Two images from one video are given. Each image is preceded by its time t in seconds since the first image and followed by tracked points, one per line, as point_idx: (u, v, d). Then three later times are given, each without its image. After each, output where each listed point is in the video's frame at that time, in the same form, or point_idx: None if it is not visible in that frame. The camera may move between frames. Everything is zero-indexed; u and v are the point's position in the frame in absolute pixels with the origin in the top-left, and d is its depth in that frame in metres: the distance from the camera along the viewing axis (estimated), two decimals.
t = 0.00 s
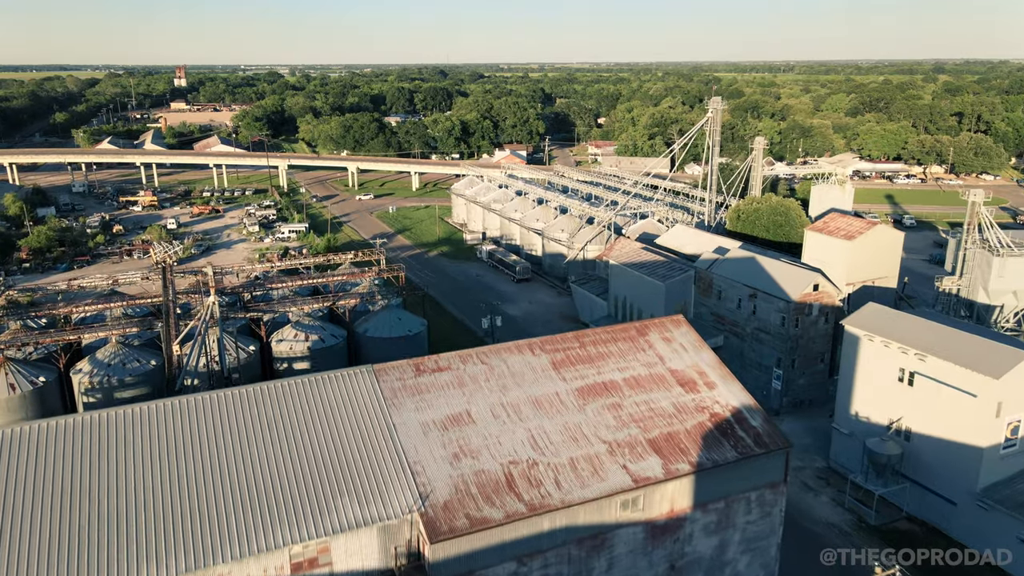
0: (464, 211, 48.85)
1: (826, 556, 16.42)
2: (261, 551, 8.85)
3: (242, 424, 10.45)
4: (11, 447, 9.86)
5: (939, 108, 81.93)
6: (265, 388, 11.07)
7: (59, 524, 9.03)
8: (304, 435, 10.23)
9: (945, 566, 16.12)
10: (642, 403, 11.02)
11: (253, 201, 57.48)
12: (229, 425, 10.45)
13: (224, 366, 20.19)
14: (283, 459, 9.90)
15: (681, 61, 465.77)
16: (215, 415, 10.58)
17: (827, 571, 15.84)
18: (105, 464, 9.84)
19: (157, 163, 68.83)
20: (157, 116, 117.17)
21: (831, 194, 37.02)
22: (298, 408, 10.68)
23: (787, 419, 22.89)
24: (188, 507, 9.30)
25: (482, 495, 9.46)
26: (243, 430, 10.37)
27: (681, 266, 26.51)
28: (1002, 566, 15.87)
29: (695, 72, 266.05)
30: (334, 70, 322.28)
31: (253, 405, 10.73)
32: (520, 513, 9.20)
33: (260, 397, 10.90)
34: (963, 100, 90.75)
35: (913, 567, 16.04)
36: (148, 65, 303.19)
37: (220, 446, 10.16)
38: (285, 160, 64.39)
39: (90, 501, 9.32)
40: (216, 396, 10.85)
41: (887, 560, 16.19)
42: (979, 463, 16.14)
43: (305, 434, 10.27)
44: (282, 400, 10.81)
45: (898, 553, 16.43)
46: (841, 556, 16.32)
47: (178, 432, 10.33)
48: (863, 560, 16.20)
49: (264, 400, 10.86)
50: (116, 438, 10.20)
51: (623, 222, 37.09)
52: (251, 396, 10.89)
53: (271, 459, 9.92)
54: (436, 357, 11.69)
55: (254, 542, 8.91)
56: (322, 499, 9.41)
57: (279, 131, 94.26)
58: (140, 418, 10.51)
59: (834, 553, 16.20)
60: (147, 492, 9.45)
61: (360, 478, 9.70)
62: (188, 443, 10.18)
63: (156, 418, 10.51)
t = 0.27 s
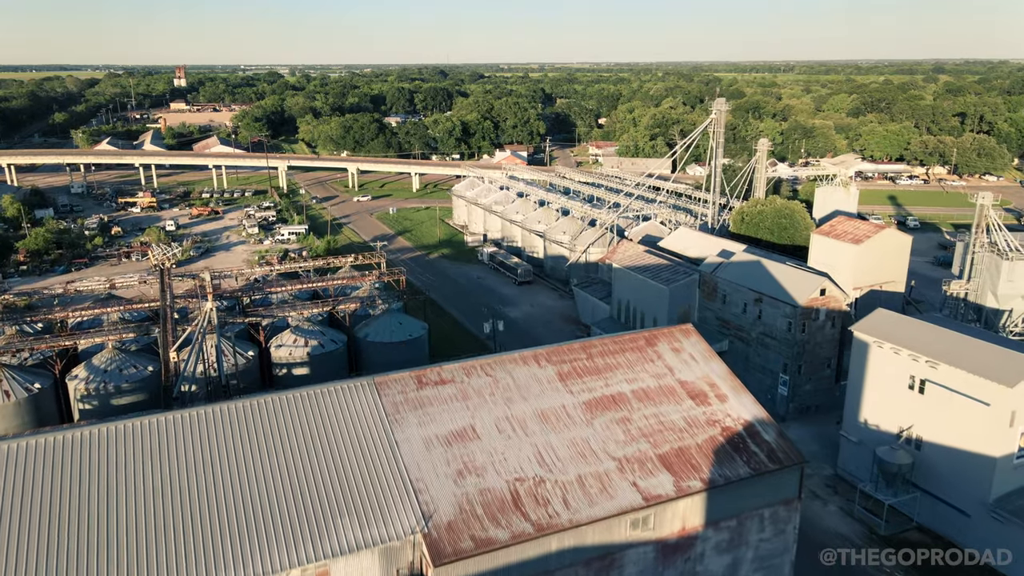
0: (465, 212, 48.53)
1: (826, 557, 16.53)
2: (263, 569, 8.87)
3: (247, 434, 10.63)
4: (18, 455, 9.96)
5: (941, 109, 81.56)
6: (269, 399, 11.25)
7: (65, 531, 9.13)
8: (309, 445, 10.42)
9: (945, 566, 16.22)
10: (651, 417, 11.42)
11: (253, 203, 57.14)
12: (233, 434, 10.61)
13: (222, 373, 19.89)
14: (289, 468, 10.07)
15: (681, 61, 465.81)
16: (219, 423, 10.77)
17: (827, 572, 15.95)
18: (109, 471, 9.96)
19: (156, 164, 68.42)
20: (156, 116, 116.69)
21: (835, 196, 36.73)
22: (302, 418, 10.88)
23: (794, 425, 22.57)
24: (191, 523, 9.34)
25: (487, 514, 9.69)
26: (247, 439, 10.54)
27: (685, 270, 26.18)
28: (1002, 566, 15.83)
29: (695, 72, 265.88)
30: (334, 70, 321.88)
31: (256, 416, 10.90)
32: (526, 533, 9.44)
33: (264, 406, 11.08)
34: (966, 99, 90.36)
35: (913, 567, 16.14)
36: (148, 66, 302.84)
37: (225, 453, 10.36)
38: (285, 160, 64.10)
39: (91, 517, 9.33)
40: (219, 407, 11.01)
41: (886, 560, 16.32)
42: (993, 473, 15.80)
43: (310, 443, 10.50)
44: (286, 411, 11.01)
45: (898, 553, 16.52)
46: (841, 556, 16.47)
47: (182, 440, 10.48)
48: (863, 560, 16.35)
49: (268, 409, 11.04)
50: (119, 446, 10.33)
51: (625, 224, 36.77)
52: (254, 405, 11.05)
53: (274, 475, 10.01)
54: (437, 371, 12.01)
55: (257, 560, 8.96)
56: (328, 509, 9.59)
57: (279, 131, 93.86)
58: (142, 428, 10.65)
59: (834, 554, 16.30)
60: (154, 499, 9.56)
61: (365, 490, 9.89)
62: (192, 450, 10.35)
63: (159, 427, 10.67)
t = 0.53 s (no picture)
0: (466, 214, 48.21)
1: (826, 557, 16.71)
2: None
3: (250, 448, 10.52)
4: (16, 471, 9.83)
5: (944, 109, 81.20)
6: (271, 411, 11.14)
7: (66, 550, 9.01)
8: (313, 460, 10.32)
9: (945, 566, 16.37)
10: (662, 432, 11.37)
11: (252, 204, 56.82)
12: (235, 449, 10.50)
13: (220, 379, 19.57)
14: (293, 485, 9.97)
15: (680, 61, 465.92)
16: (221, 437, 10.66)
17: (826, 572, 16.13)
18: (111, 488, 9.84)
19: (155, 165, 68.10)
20: (156, 116, 116.35)
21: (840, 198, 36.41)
22: (306, 433, 10.78)
23: (801, 432, 22.23)
24: (192, 543, 9.21)
25: (494, 534, 9.61)
26: (251, 454, 10.44)
27: (690, 273, 25.86)
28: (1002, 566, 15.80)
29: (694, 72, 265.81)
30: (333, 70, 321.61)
31: (259, 430, 10.80)
32: (534, 555, 9.35)
33: (267, 420, 10.97)
34: (969, 100, 89.99)
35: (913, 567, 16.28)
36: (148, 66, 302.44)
37: (227, 469, 10.26)
38: (285, 161, 63.78)
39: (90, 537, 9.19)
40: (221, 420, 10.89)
41: (886, 560, 16.43)
42: (1006, 484, 15.47)
43: (315, 458, 10.41)
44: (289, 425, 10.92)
45: (898, 553, 16.65)
46: (841, 557, 16.58)
47: (183, 456, 10.35)
48: (863, 560, 16.46)
49: (270, 423, 10.94)
50: (119, 462, 10.20)
51: (628, 226, 36.44)
52: (256, 419, 10.95)
53: (277, 493, 9.89)
54: (440, 384, 11.94)
55: None
56: (333, 526, 9.48)
57: (279, 131, 93.52)
58: (143, 444, 10.53)
59: (835, 553, 16.47)
60: (156, 517, 9.46)
61: (371, 507, 9.80)
62: (193, 466, 10.26)
63: (160, 442, 10.55)
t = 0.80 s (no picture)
0: (467, 215, 47.91)
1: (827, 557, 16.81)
2: None
3: (254, 464, 10.41)
4: (13, 489, 9.67)
5: (946, 110, 80.88)
6: (273, 427, 11.04)
7: (67, 571, 8.87)
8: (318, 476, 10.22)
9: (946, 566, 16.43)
10: (672, 447, 11.34)
11: (252, 205, 56.49)
12: (238, 465, 10.40)
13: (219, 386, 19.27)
14: (299, 502, 9.88)
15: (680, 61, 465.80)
16: (223, 453, 10.55)
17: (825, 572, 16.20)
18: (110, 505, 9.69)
19: (154, 165, 67.80)
20: (156, 117, 116.00)
21: (845, 199, 36.12)
22: (310, 448, 10.68)
23: (807, 438, 21.92)
24: (194, 563, 9.06)
25: (501, 555, 9.50)
26: (254, 470, 10.33)
27: (694, 277, 25.56)
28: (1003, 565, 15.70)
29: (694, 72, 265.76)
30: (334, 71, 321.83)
31: (262, 446, 10.70)
32: None
33: (269, 435, 10.87)
34: (971, 100, 89.63)
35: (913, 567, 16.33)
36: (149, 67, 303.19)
37: (230, 486, 10.14)
38: (285, 162, 63.45)
39: (90, 558, 9.02)
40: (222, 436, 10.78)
41: (886, 561, 16.46)
42: (1018, 493, 15.18)
43: (321, 474, 10.31)
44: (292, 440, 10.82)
45: (899, 553, 16.69)
46: (841, 556, 16.65)
47: (184, 471, 10.22)
48: (863, 560, 16.50)
49: (273, 439, 10.83)
50: (120, 478, 10.07)
51: (630, 229, 36.11)
52: (258, 435, 10.86)
53: (280, 512, 9.76)
54: (444, 398, 11.85)
55: None
56: (341, 545, 9.39)
57: (279, 132, 93.19)
58: (143, 459, 10.39)
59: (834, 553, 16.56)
60: (157, 538, 9.30)
61: (379, 525, 9.69)
62: (194, 482, 10.11)
63: (161, 458, 10.41)
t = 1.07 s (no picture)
0: (468, 217, 47.58)
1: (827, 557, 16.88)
2: None
3: (256, 482, 10.23)
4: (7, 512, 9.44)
5: (949, 110, 80.52)
6: (275, 444, 10.86)
7: None
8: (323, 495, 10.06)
9: (944, 566, 16.46)
10: (684, 464, 11.25)
11: (252, 206, 56.17)
12: (238, 483, 10.20)
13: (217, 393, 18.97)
14: (300, 522, 9.67)
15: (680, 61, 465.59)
16: (223, 471, 10.36)
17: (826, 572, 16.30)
18: (108, 527, 9.49)
19: (154, 166, 67.48)
20: (155, 117, 115.64)
21: (849, 201, 35.79)
22: (313, 466, 10.51)
23: (814, 445, 21.59)
24: None
25: None
26: (256, 488, 10.15)
27: (699, 281, 25.24)
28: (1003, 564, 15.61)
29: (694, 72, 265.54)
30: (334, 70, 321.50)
31: (264, 463, 10.53)
32: None
33: (271, 453, 10.71)
34: (974, 100, 89.23)
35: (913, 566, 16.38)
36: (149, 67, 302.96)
37: (229, 505, 9.92)
38: (285, 163, 63.11)
39: None
40: (222, 454, 10.59)
41: (886, 560, 16.53)
42: None
43: (325, 493, 10.15)
44: (294, 457, 10.64)
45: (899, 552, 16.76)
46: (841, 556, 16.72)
47: (183, 492, 10.01)
48: (862, 560, 16.57)
49: (275, 456, 10.67)
50: (116, 499, 9.86)
51: (633, 231, 35.80)
52: (259, 452, 10.68)
53: (281, 532, 9.55)
54: (448, 413, 11.68)
55: None
56: (343, 566, 9.18)
57: (278, 132, 92.85)
58: (140, 478, 10.17)
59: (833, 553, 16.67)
60: (155, 562, 9.09)
61: (386, 545, 9.51)
62: (192, 503, 9.88)
63: (158, 476, 10.20)
